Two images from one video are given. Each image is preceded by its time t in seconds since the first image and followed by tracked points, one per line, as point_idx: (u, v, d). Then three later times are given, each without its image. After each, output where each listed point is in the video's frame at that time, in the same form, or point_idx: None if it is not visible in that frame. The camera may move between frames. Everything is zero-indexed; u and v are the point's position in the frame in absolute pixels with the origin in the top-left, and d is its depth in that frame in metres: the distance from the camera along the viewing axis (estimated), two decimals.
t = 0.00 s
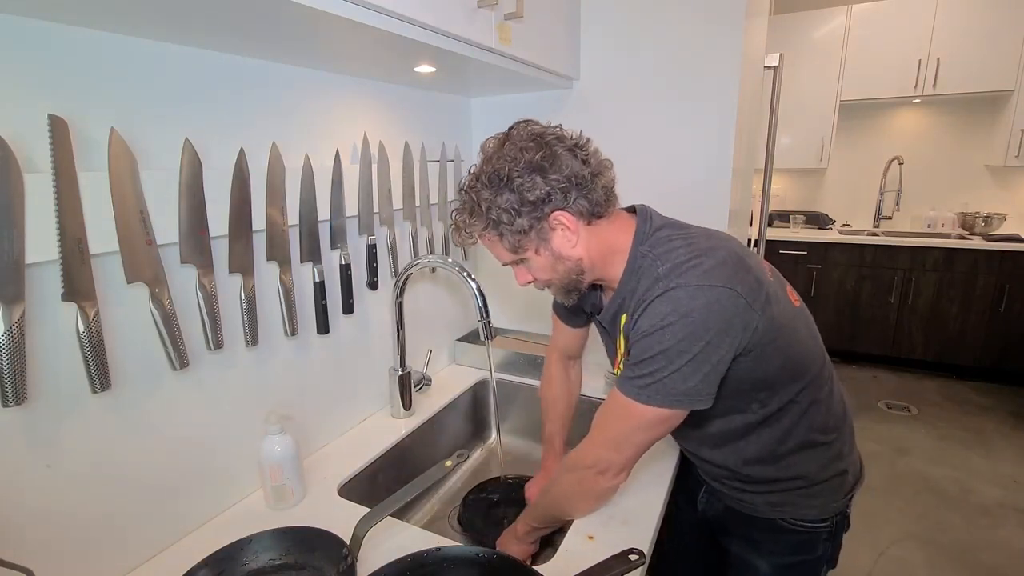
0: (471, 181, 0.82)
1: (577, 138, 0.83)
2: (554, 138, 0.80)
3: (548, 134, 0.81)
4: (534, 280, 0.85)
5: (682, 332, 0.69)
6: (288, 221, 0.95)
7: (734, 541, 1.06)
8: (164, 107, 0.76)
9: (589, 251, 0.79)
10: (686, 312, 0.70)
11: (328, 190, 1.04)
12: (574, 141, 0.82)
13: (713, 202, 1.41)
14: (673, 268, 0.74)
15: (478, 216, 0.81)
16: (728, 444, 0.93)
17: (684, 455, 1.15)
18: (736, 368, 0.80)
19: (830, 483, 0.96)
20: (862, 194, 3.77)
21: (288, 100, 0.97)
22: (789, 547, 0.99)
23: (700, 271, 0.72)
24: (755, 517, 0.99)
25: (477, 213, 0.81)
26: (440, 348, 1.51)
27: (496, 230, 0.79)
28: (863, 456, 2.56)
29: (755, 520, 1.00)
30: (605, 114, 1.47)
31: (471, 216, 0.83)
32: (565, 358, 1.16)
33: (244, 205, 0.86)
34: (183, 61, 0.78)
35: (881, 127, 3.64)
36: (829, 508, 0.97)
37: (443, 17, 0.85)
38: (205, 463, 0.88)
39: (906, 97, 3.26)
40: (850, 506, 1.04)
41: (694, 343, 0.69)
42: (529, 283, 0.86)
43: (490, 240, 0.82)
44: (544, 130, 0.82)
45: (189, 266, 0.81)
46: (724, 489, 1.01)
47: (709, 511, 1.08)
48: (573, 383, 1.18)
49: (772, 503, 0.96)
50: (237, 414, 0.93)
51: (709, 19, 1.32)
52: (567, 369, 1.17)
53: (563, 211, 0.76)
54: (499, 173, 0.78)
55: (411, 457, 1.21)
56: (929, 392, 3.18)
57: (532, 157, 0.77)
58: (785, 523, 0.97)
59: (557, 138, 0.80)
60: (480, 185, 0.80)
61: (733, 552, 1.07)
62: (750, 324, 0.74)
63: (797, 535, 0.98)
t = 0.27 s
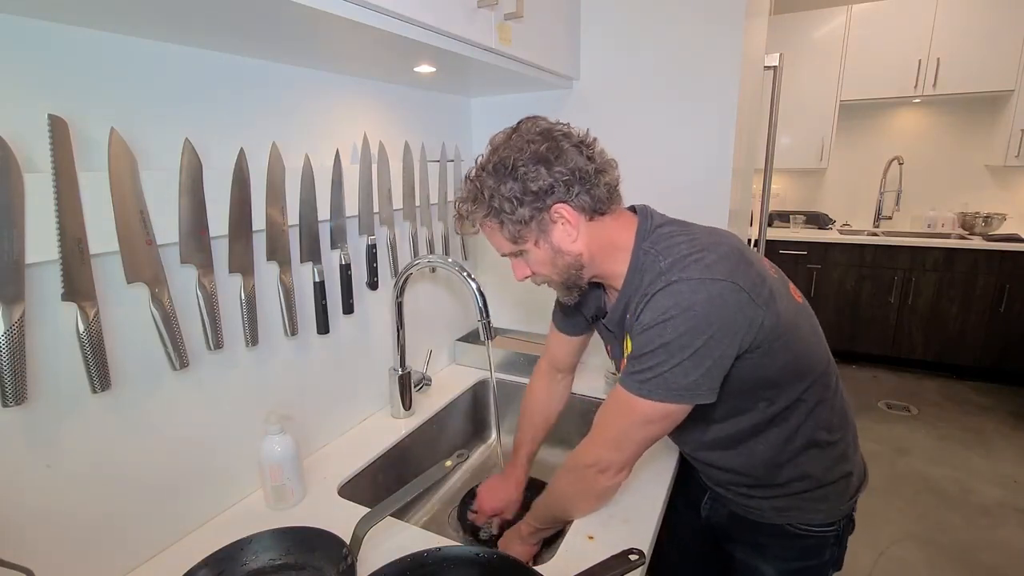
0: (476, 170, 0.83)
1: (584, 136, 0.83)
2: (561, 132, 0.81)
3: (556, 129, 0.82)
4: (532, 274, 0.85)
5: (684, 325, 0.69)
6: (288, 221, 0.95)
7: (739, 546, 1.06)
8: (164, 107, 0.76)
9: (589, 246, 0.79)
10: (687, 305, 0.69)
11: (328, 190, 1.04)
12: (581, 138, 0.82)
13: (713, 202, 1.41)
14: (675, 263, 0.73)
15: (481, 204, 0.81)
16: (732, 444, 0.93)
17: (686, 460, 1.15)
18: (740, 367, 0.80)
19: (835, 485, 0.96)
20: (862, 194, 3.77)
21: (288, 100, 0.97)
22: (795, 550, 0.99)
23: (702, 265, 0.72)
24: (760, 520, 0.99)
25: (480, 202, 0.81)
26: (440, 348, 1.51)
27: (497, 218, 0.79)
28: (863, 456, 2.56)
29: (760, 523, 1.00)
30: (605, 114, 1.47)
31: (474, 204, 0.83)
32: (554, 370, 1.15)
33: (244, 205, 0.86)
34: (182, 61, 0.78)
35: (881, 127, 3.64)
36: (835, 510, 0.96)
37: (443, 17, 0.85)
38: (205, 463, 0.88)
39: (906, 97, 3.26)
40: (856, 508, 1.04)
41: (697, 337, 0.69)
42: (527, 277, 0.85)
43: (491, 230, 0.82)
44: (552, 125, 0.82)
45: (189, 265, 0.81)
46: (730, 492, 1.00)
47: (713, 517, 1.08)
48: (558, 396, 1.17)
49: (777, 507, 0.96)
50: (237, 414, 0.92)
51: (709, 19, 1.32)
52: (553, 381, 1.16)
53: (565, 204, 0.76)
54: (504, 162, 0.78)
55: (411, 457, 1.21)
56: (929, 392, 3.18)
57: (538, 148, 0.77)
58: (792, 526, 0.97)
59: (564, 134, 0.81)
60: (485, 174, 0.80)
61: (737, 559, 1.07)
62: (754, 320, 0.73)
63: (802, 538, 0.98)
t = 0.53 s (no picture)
0: (479, 173, 0.82)
1: (590, 142, 0.83)
2: (566, 138, 0.80)
3: (561, 134, 0.81)
4: (532, 282, 0.85)
5: (689, 336, 0.69)
6: (288, 221, 0.95)
7: (746, 548, 1.06)
8: (164, 107, 0.76)
9: (591, 256, 0.79)
10: (693, 316, 0.69)
11: (328, 190, 1.04)
12: (586, 143, 0.82)
13: (713, 202, 1.41)
14: (679, 273, 0.73)
15: (482, 210, 0.81)
16: (737, 450, 0.93)
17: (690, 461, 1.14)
18: (746, 374, 0.80)
19: (842, 488, 0.96)
20: (863, 194, 3.77)
21: (288, 100, 0.97)
22: (803, 553, 0.99)
23: (706, 275, 0.72)
24: (767, 523, 0.99)
25: (481, 207, 0.81)
26: (440, 348, 1.51)
27: (499, 226, 0.79)
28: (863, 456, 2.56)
29: (767, 526, 1.00)
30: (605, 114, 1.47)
31: (475, 209, 0.83)
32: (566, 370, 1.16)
33: (245, 205, 0.86)
34: (183, 61, 0.78)
35: (881, 127, 3.64)
36: (842, 512, 0.97)
37: (444, 17, 0.85)
38: (205, 463, 0.88)
39: (906, 97, 3.26)
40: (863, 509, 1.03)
41: (702, 348, 0.69)
42: (528, 284, 0.86)
43: (492, 236, 0.82)
44: (558, 130, 0.82)
45: (189, 266, 0.81)
46: (736, 496, 1.00)
47: (719, 518, 1.08)
48: (575, 388, 1.17)
49: (785, 510, 0.96)
50: (237, 414, 0.92)
51: (709, 19, 1.32)
52: (570, 375, 1.16)
53: (568, 214, 0.75)
54: (508, 168, 0.78)
55: (410, 457, 1.21)
56: (929, 392, 3.18)
57: (543, 156, 0.77)
58: (799, 529, 0.97)
59: (570, 139, 0.80)
60: (488, 179, 0.80)
61: (744, 559, 1.07)
62: (760, 330, 0.73)
63: (809, 541, 0.98)
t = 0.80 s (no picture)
0: (479, 172, 0.82)
1: (590, 135, 0.83)
2: (566, 133, 0.80)
3: (561, 129, 0.81)
4: (537, 279, 0.85)
5: (694, 340, 0.69)
6: (288, 221, 0.95)
7: (746, 547, 1.06)
8: (164, 107, 0.76)
9: (595, 251, 0.79)
10: (698, 319, 0.69)
11: (328, 189, 1.04)
12: (587, 137, 0.82)
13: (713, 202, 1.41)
14: (685, 276, 0.73)
15: (484, 209, 0.81)
16: (740, 451, 0.93)
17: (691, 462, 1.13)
18: (750, 378, 0.80)
19: (844, 489, 0.96)
20: (863, 194, 3.77)
21: (288, 100, 0.97)
22: (804, 553, 0.99)
23: (713, 279, 0.72)
24: (768, 523, 0.99)
25: (483, 206, 0.81)
26: (440, 348, 1.51)
27: (501, 223, 0.79)
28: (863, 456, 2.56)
29: (768, 526, 1.00)
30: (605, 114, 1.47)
31: (477, 209, 0.82)
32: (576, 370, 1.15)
33: (245, 205, 0.86)
34: (182, 61, 0.78)
35: (881, 127, 3.64)
36: (843, 513, 0.97)
37: (444, 17, 0.85)
38: (205, 463, 0.88)
39: (906, 97, 3.26)
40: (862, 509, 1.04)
41: (706, 352, 0.69)
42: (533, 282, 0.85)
43: (495, 234, 0.81)
44: (557, 125, 0.82)
45: (189, 266, 0.81)
46: (738, 496, 1.00)
47: (720, 518, 1.08)
48: (584, 392, 1.18)
49: (787, 510, 0.96)
50: (236, 414, 0.92)
51: (709, 19, 1.32)
52: (578, 378, 1.17)
53: (570, 208, 0.75)
54: (508, 165, 0.78)
55: (410, 457, 1.21)
56: (929, 392, 3.18)
57: (543, 151, 0.77)
58: (801, 529, 0.97)
59: (569, 134, 0.81)
60: (489, 177, 0.80)
61: (744, 559, 1.07)
62: (766, 334, 0.73)
63: (810, 541, 0.98)
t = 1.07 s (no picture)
0: (473, 177, 0.82)
1: (584, 141, 0.83)
2: (561, 139, 0.80)
3: (556, 134, 0.81)
4: (530, 284, 0.85)
5: (691, 341, 0.69)
6: (288, 221, 0.95)
7: (743, 546, 1.06)
8: (164, 107, 0.76)
9: (589, 256, 0.79)
10: (695, 320, 0.69)
11: (328, 189, 1.04)
12: (581, 143, 0.82)
13: (713, 202, 1.41)
14: (682, 277, 0.73)
15: (477, 213, 0.81)
16: (736, 451, 0.93)
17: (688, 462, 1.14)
18: (746, 377, 0.80)
19: (840, 486, 0.96)
20: (862, 194, 3.77)
21: (288, 100, 0.97)
22: (800, 550, 0.99)
23: (709, 280, 0.72)
24: (764, 521, 0.99)
25: (476, 211, 0.81)
26: (440, 348, 1.51)
27: (494, 228, 0.79)
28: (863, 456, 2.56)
29: (764, 524, 1.00)
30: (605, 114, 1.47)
31: (470, 213, 0.82)
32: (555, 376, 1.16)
33: (244, 205, 0.86)
34: (183, 61, 0.78)
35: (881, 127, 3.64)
36: (839, 509, 0.97)
37: (444, 18, 0.85)
38: (204, 463, 0.88)
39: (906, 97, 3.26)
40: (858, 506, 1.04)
41: (704, 353, 0.69)
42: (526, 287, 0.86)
43: (489, 239, 0.81)
44: (552, 131, 0.82)
45: (189, 266, 0.81)
46: (734, 495, 1.00)
47: (717, 518, 1.08)
48: (565, 402, 1.17)
49: (783, 508, 0.96)
50: (237, 414, 0.93)
51: (709, 19, 1.32)
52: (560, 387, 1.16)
53: (564, 213, 0.76)
54: (502, 171, 0.78)
55: (410, 457, 1.21)
56: (929, 392, 3.18)
57: (536, 157, 0.77)
58: (796, 527, 0.97)
59: (564, 139, 0.81)
60: (482, 182, 0.80)
61: (741, 558, 1.07)
62: (762, 334, 0.73)
63: (806, 538, 0.98)
